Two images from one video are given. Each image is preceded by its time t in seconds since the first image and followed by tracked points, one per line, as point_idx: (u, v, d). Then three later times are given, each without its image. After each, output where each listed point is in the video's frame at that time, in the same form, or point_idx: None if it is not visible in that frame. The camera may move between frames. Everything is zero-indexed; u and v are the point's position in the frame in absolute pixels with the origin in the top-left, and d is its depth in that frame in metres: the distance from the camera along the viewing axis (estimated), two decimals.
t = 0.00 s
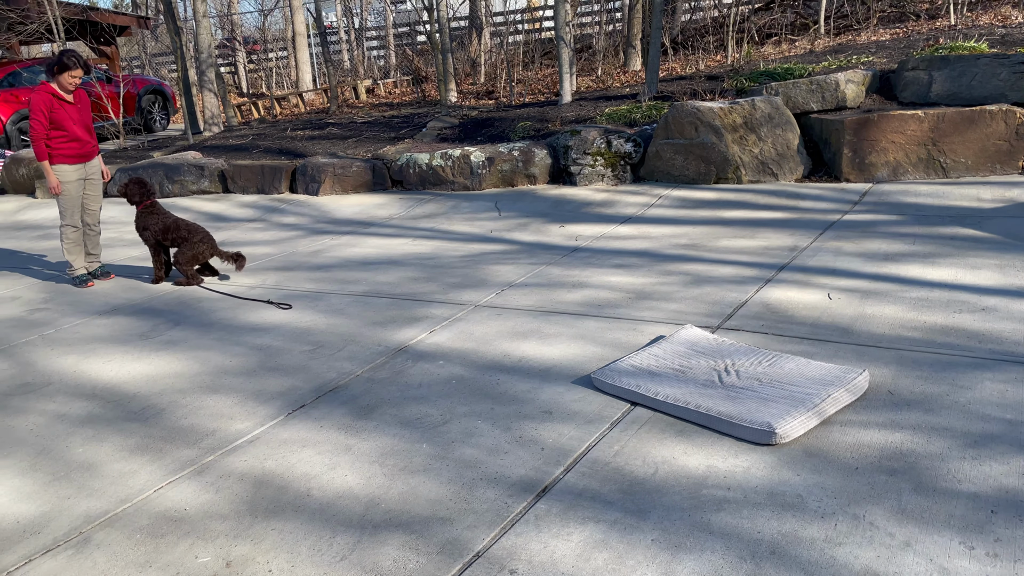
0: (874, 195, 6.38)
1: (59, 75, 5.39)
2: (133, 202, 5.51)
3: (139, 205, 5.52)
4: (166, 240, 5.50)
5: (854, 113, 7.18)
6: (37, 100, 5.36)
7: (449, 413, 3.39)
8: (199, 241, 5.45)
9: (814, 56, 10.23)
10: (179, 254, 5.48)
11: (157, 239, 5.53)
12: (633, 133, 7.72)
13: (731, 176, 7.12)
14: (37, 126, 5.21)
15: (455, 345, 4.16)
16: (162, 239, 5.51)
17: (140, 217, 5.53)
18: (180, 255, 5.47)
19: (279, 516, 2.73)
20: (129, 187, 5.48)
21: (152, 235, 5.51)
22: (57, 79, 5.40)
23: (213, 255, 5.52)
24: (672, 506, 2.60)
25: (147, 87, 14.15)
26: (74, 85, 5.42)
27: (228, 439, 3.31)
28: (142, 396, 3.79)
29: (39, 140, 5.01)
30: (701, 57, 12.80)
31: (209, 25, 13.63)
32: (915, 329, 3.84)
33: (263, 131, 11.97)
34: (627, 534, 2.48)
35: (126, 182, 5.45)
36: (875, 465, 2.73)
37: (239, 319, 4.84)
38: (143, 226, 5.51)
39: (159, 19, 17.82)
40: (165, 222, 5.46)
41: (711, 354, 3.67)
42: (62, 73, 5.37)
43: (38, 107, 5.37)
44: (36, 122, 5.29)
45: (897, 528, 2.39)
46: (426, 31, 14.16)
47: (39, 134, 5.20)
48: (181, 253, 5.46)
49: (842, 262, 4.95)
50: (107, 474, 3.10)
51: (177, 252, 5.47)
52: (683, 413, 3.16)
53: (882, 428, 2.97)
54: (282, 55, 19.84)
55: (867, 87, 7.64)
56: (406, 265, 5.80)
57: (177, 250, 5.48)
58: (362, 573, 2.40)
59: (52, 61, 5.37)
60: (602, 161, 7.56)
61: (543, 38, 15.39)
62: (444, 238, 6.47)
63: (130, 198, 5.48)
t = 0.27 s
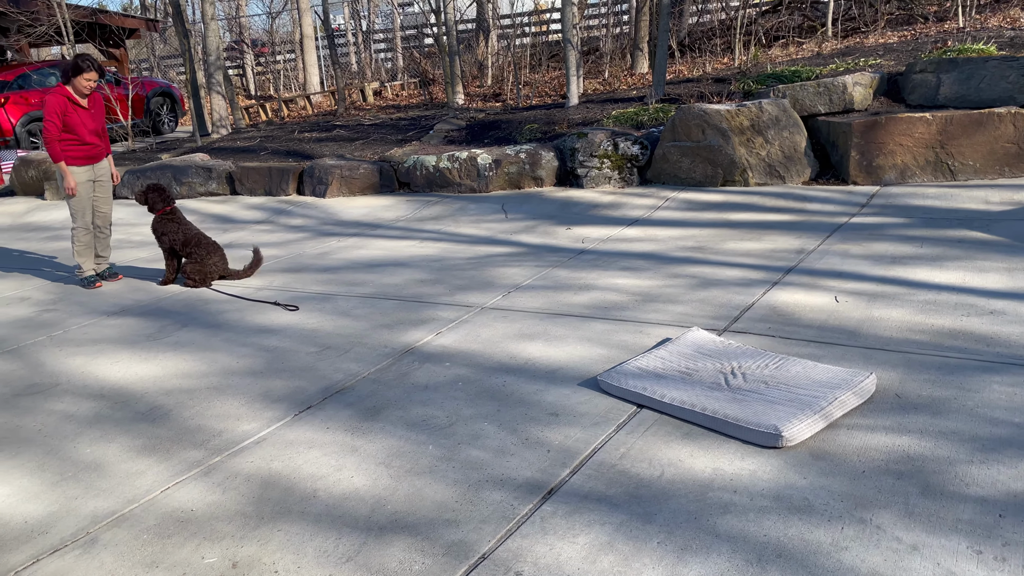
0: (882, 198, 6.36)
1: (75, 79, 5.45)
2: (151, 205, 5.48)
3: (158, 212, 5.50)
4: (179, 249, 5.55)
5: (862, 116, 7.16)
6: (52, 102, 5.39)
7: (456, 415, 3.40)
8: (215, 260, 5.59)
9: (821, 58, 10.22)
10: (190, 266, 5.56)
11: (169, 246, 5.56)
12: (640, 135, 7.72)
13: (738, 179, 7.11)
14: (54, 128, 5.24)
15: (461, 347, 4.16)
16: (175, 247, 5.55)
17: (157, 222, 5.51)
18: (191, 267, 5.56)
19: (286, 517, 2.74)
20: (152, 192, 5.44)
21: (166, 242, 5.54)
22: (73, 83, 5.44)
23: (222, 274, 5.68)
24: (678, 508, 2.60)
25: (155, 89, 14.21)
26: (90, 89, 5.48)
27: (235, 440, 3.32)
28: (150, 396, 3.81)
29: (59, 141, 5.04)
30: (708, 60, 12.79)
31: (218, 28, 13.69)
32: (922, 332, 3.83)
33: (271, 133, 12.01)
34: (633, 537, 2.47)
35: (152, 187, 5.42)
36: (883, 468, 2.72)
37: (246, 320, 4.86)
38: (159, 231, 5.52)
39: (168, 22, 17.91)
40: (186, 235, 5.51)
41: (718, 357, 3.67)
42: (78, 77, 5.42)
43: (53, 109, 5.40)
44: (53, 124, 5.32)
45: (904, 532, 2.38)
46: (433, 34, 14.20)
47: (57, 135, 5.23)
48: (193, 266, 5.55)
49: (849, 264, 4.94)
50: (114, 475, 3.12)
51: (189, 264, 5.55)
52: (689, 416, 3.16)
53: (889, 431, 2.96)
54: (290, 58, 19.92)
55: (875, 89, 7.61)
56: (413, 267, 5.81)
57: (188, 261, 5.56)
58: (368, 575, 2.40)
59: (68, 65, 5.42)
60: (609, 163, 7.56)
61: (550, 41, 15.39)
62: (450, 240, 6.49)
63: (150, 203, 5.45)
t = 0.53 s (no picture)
0: (887, 199, 6.35)
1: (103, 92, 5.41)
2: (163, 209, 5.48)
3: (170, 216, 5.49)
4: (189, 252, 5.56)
5: (867, 117, 7.15)
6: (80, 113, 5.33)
7: (460, 416, 3.40)
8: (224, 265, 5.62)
9: (826, 60, 10.20)
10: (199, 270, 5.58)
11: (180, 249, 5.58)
12: (645, 137, 7.72)
13: (743, 180, 7.11)
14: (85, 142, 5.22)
15: (466, 348, 4.16)
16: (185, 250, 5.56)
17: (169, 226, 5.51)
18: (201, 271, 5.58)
19: (290, 517, 2.75)
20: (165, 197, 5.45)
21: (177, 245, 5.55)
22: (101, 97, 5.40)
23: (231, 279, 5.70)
24: (682, 510, 2.60)
25: (161, 91, 14.22)
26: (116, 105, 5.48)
27: (240, 441, 3.33)
28: (155, 397, 3.82)
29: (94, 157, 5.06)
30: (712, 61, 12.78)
31: (223, 29, 13.72)
32: (928, 334, 3.82)
33: (276, 135, 12.04)
34: (637, 538, 2.47)
35: (165, 192, 5.42)
36: (888, 471, 2.71)
37: (251, 321, 4.87)
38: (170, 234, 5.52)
39: (173, 24, 17.98)
40: (198, 240, 5.51)
41: (722, 358, 3.66)
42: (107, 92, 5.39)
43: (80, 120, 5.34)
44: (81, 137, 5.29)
45: (909, 534, 2.37)
46: (438, 36, 14.22)
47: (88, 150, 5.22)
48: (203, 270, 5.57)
49: (854, 266, 4.92)
50: (119, 475, 3.12)
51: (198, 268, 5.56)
52: (693, 417, 3.15)
53: (894, 433, 2.95)
54: (295, 59, 19.97)
55: (880, 91, 7.60)
56: (417, 268, 5.82)
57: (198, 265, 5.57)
58: None
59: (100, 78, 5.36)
60: (614, 165, 7.56)
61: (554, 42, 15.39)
62: (455, 242, 6.49)
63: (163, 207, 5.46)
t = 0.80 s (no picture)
0: (890, 201, 6.34)
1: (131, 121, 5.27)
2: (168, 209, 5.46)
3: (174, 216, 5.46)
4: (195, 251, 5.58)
5: (870, 119, 7.14)
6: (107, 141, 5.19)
7: (462, 417, 3.41)
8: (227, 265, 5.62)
9: (829, 62, 10.20)
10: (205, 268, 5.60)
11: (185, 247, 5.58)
12: (647, 138, 7.72)
13: (745, 182, 7.10)
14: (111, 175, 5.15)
15: (468, 350, 4.17)
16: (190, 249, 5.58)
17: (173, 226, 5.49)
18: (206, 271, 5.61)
19: (293, 518, 2.75)
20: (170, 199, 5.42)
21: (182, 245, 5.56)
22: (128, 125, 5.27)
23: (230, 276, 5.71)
24: (685, 512, 2.60)
25: (164, 92, 14.22)
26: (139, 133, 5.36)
27: (243, 442, 3.34)
28: (158, 398, 3.83)
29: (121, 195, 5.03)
30: (715, 63, 12.79)
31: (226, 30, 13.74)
32: (931, 335, 3.82)
33: (279, 135, 12.06)
34: (639, 540, 2.47)
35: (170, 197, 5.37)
36: (891, 473, 2.71)
37: (254, 322, 4.88)
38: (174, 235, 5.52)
39: (177, 25, 18.02)
40: (202, 240, 5.51)
41: (725, 360, 3.66)
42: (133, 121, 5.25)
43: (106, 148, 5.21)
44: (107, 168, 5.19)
45: (912, 536, 2.37)
46: (440, 37, 14.24)
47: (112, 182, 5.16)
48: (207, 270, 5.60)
49: (857, 268, 4.92)
50: (122, 475, 3.13)
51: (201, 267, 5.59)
52: (695, 418, 3.16)
53: (897, 435, 2.95)
54: (298, 60, 20.00)
55: (884, 92, 7.59)
56: (420, 269, 5.82)
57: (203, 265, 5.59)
58: None
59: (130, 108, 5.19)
60: (616, 166, 7.56)
61: (557, 44, 15.41)
62: (457, 243, 6.50)
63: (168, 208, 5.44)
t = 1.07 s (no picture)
0: (891, 201, 6.34)
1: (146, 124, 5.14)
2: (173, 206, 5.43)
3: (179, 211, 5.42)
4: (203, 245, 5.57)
5: (871, 119, 7.14)
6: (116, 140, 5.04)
7: (463, 418, 3.41)
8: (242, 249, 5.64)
9: (830, 62, 10.20)
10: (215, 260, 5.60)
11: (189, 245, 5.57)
12: (648, 139, 7.72)
13: (746, 182, 7.10)
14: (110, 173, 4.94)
15: (469, 350, 4.17)
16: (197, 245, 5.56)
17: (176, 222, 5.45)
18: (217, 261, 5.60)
19: (294, 518, 2.76)
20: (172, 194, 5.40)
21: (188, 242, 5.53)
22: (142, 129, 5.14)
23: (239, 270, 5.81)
24: (686, 512, 2.60)
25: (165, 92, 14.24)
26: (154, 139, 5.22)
27: (244, 442, 3.34)
28: (159, 398, 3.83)
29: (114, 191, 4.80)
30: (716, 63, 12.78)
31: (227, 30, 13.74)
32: (932, 336, 3.82)
33: (280, 136, 12.07)
34: (640, 541, 2.47)
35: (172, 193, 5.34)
36: (892, 473, 2.71)
37: (255, 322, 4.88)
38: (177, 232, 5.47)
39: (178, 25, 18.03)
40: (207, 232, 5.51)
41: (726, 361, 3.66)
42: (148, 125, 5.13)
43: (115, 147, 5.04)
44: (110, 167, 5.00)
45: (913, 537, 2.37)
46: (442, 37, 14.24)
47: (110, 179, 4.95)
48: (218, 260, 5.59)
49: (858, 269, 4.92)
50: (124, 475, 3.14)
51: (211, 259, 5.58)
52: (696, 419, 3.16)
53: (898, 436, 2.95)
54: (299, 61, 20.01)
55: (885, 93, 7.58)
56: (421, 269, 5.82)
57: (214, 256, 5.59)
58: None
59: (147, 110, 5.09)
60: (617, 167, 7.56)
61: (558, 44, 15.41)
62: (458, 243, 6.50)
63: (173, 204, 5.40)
